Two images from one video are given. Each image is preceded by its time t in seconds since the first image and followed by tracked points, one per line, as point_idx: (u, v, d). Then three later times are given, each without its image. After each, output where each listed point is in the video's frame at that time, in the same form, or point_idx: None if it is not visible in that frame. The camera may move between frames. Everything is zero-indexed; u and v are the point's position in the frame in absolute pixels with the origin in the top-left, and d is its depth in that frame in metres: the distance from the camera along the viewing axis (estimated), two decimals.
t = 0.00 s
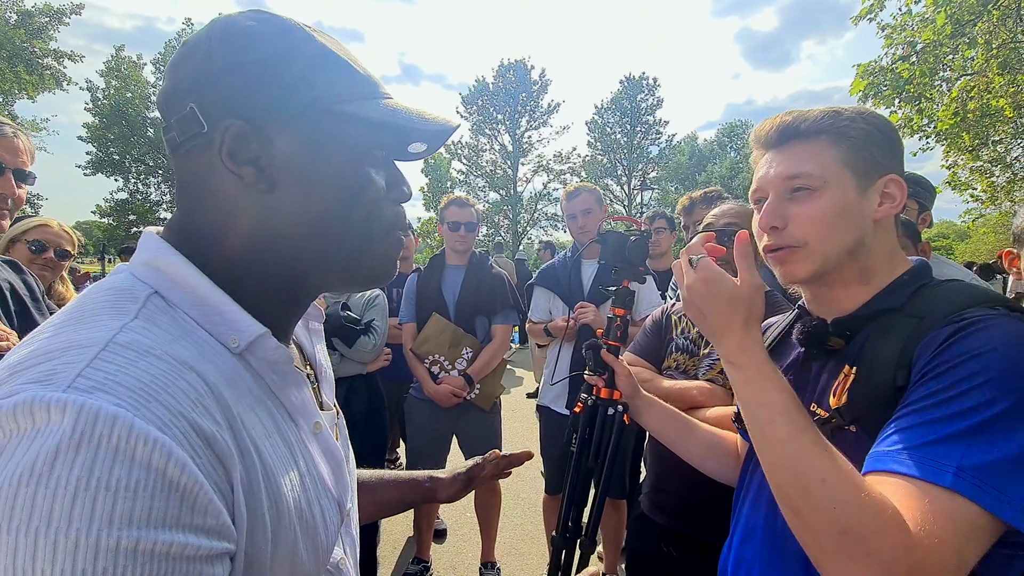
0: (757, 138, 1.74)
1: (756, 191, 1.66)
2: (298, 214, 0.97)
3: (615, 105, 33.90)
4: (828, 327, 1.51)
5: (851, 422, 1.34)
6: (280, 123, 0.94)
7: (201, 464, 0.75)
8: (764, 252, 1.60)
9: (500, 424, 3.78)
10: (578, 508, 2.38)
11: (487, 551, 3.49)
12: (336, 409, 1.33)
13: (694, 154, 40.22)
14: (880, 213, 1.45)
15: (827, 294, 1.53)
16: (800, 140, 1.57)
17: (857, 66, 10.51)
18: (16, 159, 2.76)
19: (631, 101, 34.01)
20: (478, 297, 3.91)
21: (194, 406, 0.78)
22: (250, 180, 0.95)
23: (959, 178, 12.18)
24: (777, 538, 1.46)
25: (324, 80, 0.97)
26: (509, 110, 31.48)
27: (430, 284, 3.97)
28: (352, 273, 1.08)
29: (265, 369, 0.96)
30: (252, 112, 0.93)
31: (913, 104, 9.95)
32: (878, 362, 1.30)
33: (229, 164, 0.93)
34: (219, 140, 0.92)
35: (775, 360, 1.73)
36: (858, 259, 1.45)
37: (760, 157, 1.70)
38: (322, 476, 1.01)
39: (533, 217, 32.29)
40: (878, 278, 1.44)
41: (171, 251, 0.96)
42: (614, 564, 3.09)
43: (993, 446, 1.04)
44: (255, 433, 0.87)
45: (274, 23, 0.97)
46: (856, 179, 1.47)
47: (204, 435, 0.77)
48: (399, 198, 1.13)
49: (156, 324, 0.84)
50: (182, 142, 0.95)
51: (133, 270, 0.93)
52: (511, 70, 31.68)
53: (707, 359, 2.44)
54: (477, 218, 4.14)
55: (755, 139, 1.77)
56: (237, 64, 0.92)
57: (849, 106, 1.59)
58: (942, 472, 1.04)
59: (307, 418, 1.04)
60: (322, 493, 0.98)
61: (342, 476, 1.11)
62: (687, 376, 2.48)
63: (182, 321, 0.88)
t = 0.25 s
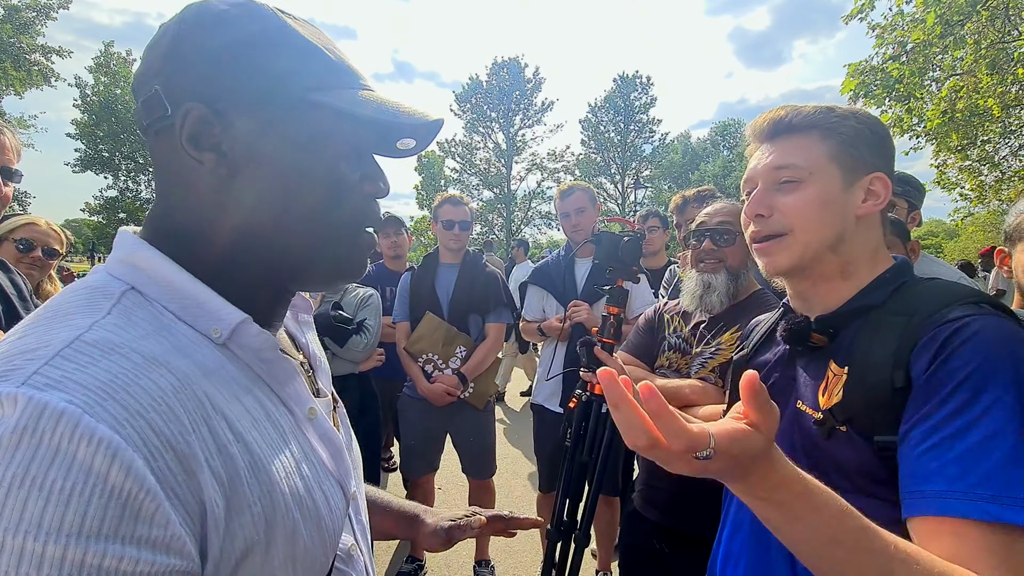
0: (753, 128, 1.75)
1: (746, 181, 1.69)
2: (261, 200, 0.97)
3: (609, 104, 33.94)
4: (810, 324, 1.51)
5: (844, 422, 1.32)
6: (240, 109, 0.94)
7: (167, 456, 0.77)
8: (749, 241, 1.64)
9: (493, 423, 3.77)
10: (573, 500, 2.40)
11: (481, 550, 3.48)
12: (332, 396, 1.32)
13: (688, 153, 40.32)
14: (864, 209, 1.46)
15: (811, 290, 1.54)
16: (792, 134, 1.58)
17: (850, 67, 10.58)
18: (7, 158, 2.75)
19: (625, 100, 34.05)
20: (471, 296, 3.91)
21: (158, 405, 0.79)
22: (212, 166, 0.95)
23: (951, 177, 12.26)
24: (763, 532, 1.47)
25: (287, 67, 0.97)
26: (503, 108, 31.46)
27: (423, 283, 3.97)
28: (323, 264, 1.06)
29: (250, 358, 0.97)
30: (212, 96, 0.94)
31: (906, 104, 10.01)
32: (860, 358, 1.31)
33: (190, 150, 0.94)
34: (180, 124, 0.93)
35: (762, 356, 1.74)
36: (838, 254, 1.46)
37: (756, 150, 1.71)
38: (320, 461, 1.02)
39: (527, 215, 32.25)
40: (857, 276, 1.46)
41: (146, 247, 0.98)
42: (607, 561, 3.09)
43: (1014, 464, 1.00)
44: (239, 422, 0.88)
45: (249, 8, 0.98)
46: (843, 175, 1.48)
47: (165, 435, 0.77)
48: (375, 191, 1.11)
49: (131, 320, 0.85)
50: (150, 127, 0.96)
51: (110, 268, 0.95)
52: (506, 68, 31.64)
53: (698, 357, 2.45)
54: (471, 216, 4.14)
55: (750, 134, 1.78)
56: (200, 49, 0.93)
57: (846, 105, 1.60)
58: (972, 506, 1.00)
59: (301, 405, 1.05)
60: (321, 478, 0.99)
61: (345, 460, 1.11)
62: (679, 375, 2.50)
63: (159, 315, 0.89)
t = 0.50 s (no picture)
0: (748, 122, 1.75)
1: (740, 176, 1.69)
2: (152, 200, 0.89)
3: (602, 101, 33.97)
4: (804, 323, 1.53)
5: (840, 423, 1.33)
6: (112, 88, 0.86)
7: (52, 496, 0.72)
8: (739, 237, 1.64)
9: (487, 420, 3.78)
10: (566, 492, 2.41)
11: (475, 546, 3.49)
12: (309, 392, 1.28)
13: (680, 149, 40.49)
14: (856, 208, 1.49)
15: (802, 288, 1.56)
16: (787, 128, 1.59)
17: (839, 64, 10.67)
18: None
19: (617, 97, 34.10)
20: (464, 293, 3.91)
21: (39, 435, 0.73)
22: (89, 155, 0.90)
23: (937, 175, 12.43)
24: (758, 529, 1.50)
25: (166, 35, 0.87)
26: (495, 105, 31.38)
27: (416, 280, 3.97)
28: (230, 265, 0.96)
29: (173, 362, 0.90)
30: (77, 76, 0.86)
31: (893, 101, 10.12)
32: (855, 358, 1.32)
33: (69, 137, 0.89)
34: (58, 106, 0.87)
35: (752, 354, 1.76)
36: (829, 252, 1.48)
37: (749, 144, 1.73)
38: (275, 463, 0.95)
39: (520, 212, 32.25)
40: (847, 273, 1.48)
41: (60, 257, 0.93)
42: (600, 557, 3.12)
43: (1017, 477, 1.04)
44: (157, 440, 0.81)
45: None
46: (839, 172, 1.50)
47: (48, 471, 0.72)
48: (296, 181, 0.96)
49: (21, 341, 0.80)
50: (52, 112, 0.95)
51: (23, 285, 0.91)
52: (498, 64, 31.55)
53: (690, 354, 2.47)
54: (463, 213, 4.13)
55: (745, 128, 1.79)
56: (97, 30, 0.85)
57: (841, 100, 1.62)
58: (988, 526, 1.06)
59: (251, 405, 0.97)
60: (279, 478, 0.93)
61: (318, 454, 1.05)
62: (671, 372, 2.51)
63: (65, 330, 0.85)
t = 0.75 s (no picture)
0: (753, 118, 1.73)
1: (742, 176, 1.68)
2: (98, 194, 0.77)
3: (597, 98, 33.98)
4: (802, 322, 1.54)
5: (836, 419, 1.33)
6: (39, 67, 0.74)
7: None
8: (741, 236, 1.64)
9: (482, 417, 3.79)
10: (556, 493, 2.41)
11: (471, 543, 3.50)
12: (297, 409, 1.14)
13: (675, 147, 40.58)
14: (859, 212, 1.50)
15: (802, 288, 1.58)
16: (794, 127, 1.58)
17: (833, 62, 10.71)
18: None
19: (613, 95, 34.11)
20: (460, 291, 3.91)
21: None
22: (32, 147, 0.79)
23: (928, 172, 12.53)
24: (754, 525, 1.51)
25: None
26: (490, 102, 31.32)
27: (411, 278, 3.96)
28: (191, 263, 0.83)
29: (129, 402, 0.78)
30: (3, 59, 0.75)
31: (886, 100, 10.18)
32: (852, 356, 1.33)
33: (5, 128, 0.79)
34: None
35: (747, 352, 1.77)
36: (833, 255, 1.49)
37: (754, 140, 1.72)
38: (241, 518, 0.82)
39: (515, 210, 32.23)
40: (848, 275, 1.50)
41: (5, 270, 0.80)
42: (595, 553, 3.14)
43: (1004, 468, 1.06)
44: (100, 500, 0.70)
45: None
46: (843, 176, 1.51)
47: None
48: (274, 159, 0.84)
49: None
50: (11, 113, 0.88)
51: None
52: (493, 61, 31.48)
53: (684, 352, 2.48)
54: (459, 211, 4.13)
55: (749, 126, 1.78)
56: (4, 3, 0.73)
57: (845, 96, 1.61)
58: (971, 515, 1.07)
59: (218, 445, 0.84)
60: (250, 536, 0.81)
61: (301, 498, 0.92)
62: (665, 370, 2.53)
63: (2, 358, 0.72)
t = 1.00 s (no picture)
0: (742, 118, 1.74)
1: (738, 178, 1.69)
2: (33, 206, 0.75)
3: (592, 98, 34.02)
4: (797, 318, 1.55)
5: (828, 414, 1.35)
6: None
7: None
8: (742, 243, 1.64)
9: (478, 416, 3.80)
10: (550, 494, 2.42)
11: (466, 542, 3.50)
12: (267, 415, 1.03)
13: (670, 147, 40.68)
14: (857, 210, 1.52)
15: (799, 285, 1.58)
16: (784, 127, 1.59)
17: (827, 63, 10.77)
18: None
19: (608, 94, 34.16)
20: (455, 290, 3.91)
21: None
22: None
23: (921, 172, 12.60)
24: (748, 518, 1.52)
25: None
26: (486, 101, 31.30)
27: (406, 277, 3.96)
28: (129, 275, 0.81)
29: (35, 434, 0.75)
30: None
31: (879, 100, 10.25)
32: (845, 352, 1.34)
33: None
34: None
35: (742, 349, 1.78)
36: (832, 253, 1.51)
37: (742, 142, 1.73)
38: (156, 548, 0.80)
39: (511, 209, 32.22)
40: (847, 271, 1.51)
41: None
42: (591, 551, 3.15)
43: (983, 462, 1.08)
44: None
45: None
46: (840, 174, 1.52)
47: None
48: (207, 162, 0.83)
49: None
50: None
51: None
52: (489, 60, 31.46)
53: (678, 350, 2.49)
54: (455, 210, 4.13)
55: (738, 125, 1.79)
56: None
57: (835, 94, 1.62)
58: (956, 505, 1.08)
59: (136, 474, 0.80)
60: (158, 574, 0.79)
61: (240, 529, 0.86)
62: (660, 368, 2.55)
63: None
